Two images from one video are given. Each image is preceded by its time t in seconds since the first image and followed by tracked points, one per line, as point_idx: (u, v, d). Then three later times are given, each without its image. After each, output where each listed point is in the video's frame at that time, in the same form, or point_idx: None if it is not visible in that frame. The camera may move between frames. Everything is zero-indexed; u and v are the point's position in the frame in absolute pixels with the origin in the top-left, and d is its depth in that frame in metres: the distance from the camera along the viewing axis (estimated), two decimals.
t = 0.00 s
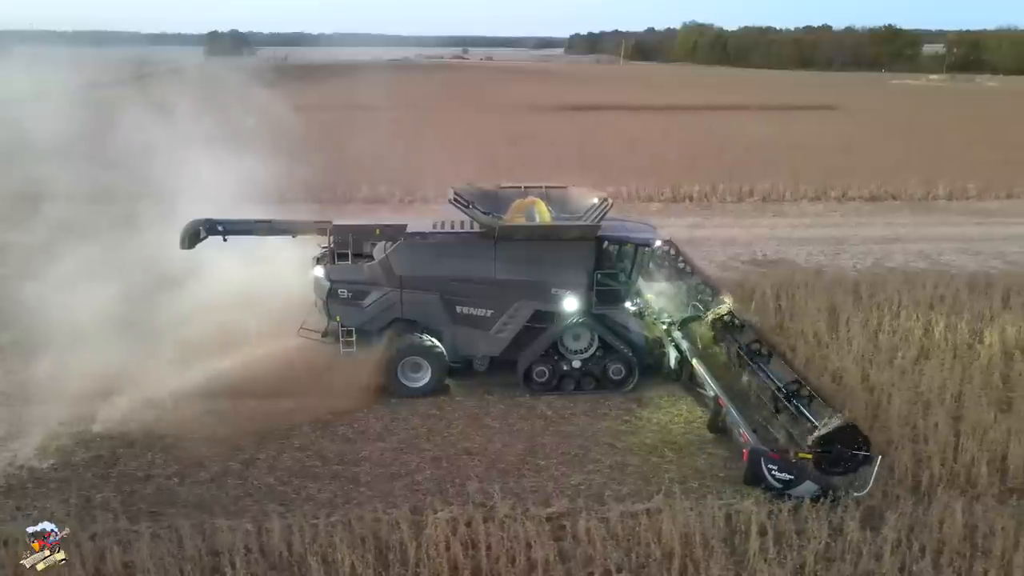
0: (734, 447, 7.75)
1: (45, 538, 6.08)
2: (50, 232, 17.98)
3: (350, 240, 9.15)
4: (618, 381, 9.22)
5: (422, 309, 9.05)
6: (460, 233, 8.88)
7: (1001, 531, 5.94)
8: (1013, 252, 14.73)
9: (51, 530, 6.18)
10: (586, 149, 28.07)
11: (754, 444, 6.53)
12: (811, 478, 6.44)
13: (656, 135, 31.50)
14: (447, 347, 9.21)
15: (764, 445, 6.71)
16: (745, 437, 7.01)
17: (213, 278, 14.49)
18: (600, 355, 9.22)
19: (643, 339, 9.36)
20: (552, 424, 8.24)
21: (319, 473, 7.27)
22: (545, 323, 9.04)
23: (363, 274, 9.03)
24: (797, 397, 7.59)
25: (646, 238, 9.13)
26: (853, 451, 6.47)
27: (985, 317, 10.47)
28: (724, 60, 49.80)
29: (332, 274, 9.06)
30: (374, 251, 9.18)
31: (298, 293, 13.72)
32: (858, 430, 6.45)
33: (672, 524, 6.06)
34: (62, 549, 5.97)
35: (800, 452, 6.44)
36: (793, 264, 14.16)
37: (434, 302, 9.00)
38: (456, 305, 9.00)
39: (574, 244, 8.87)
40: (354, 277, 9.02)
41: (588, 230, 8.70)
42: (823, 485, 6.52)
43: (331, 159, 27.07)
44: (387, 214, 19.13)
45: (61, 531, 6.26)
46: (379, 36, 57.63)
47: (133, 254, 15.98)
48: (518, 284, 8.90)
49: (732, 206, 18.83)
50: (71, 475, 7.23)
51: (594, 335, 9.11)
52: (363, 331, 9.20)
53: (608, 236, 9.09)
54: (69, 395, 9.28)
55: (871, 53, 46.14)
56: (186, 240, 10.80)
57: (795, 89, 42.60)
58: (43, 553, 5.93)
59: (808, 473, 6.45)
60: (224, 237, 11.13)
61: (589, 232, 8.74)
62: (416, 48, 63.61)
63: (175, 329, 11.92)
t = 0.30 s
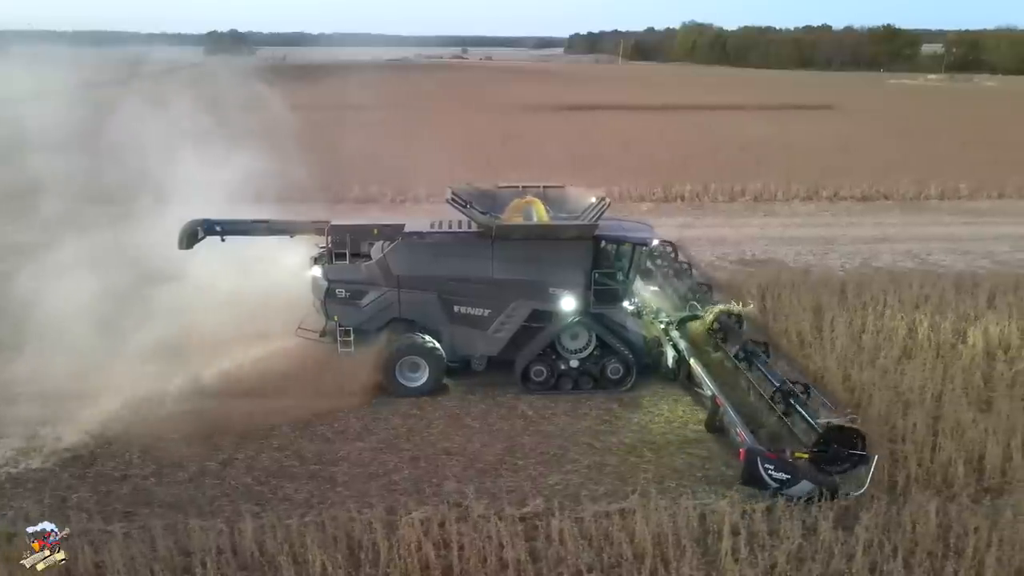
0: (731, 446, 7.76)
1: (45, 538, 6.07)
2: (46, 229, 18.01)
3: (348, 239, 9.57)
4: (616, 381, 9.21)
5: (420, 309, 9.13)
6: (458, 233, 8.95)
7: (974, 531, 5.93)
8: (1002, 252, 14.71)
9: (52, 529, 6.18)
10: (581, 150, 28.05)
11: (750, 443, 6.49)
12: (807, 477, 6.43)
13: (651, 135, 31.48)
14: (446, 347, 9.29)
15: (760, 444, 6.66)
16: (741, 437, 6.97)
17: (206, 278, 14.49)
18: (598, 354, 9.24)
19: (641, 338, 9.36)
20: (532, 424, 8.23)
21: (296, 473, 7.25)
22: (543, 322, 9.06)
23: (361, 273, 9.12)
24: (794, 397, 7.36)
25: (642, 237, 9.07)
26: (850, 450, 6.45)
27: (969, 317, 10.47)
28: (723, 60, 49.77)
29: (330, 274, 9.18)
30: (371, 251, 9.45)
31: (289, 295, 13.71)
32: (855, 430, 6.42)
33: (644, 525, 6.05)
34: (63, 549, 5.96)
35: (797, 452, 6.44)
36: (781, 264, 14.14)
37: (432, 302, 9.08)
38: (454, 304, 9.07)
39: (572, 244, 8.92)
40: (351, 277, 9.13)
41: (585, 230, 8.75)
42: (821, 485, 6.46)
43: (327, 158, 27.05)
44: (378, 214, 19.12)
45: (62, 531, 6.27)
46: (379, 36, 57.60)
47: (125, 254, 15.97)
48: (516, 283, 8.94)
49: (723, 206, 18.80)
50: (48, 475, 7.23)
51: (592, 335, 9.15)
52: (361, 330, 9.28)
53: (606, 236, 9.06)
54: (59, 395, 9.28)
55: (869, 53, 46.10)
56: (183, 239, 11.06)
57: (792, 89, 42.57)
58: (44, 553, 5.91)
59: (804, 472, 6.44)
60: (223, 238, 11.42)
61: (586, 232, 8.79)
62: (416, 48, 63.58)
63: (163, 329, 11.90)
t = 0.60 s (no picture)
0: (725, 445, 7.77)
1: (44, 538, 6.08)
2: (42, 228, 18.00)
3: (344, 239, 9.17)
4: (611, 380, 9.22)
5: (416, 309, 9.14)
6: (454, 233, 8.96)
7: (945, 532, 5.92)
8: (990, 253, 14.69)
9: (51, 529, 6.20)
10: (574, 150, 28.02)
11: (744, 443, 6.54)
12: (801, 476, 6.45)
13: (645, 135, 31.43)
14: (441, 347, 9.28)
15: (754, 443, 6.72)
16: (735, 437, 7.01)
17: (195, 278, 14.46)
18: (594, 354, 9.24)
19: (636, 338, 9.40)
20: (510, 424, 8.23)
21: (271, 473, 7.24)
22: (539, 322, 9.12)
23: (356, 273, 9.12)
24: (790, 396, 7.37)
25: (638, 237, 9.13)
26: (844, 450, 6.44)
27: (952, 317, 10.46)
28: (722, 59, 49.73)
29: (325, 274, 9.16)
30: (368, 251, 9.20)
31: (277, 295, 13.67)
32: (848, 428, 6.42)
33: (614, 526, 6.03)
34: (63, 550, 5.97)
35: (790, 451, 6.44)
36: (768, 264, 14.12)
37: (428, 302, 9.09)
38: (450, 304, 9.08)
39: (567, 244, 8.95)
40: (346, 276, 9.14)
41: (581, 230, 8.80)
42: (815, 484, 6.48)
43: (321, 156, 27.01)
44: (368, 214, 19.10)
45: (61, 531, 6.27)
46: (379, 37, 57.55)
47: (115, 255, 15.93)
48: (512, 282, 8.96)
49: (714, 206, 18.76)
50: (21, 476, 7.22)
51: (587, 335, 9.16)
52: (356, 330, 9.30)
53: (602, 236, 9.08)
54: (48, 396, 9.28)
55: (868, 53, 46.08)
56: (179, 239, 10.92)
57: (789, 89, 42.50)
58: (43, 553, 5.93)
59: (799, 472, 6.45)
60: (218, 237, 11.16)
61: (582, 231, 8.84)
62: (417, 48, 63.52)
63: (149, 330, 11.87)
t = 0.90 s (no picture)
0: (718, 445, 7.75)
1: (46, 538, 6.04)
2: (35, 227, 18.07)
3: (337, 239, 9.18)
4: (605, 380, 9.19)
5: (409, 309, 9.14)
6: (447, 233, 8.96)
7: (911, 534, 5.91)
8: (977, 253, 14.67)
9: (52, 530, 6.15)
10: (567, 150, 28.01)
11: (735, 443, 6.54)
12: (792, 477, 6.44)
13: (639, 134, 31.41)
14: (434, 347, 9.27)
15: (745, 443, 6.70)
16: (727, 436, 6.99)
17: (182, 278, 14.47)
18: (588, 354, 9.21)
19: (629, 338, 9.41)
20: (486, 424, 8.23)
21: (244, 474, 7.24)
22: (532, 322, 9.10)
23: (350, 273, 9.13)
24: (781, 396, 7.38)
25: (632, 236, 9.25)
26: (834, 450, 6.45)
27: (932, 317, 10.47)
28: (721, 59, 49.70)
29: (319, 273, 9.18)
30: (361, 251, 9.24)
31: (264, 295, 13.68)
32: (839, 428, 6.43)
33: (581, 528, 6.01)
34: (64, 549, 5.93)
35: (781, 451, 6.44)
36: (755, 264, 14.10)
37: (421, 302, 9.09)
38: (443, 304, 9.07)
39: (561, 244, 8.95)
40: (340, 276, 9.14)
41: (575, 229, 8.78)
42: (805, 484, 6.51)
43: (314, 156, 26.99)
44: (357, 214, 19.09)
45: (61, 532, 6.24)
46: (377, 36, 57.44)
47: (104, 255, 15.94)
48: (505, 282, 8.97)
49: (703, 206, 18.75)
50: None
51: (581, 335, 9.15)
52: (350, 330, 9.32)
53: (595, 236, 9.15)
54: (32, 395, 9.31)
55: (866, 52, 46.03)
56: (173, 239, 11.06)
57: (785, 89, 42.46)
58: (44, 553, 5.89)
59: (789, 472, 6.45)
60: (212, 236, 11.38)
61: (576, 231, 8.84)
62: (416, 48, 63.40)
63: (133, 329, 11.88)
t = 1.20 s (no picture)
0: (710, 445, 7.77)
1: (44, 538, 6.05)
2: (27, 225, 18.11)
3: (330, 240, 9.20)
4: (598, 381, 9.18)
5: (401, 309, 9.14)
6: (439, 233, 8.97)
7: (876, 535, 5.91)
8: (964, 253, 14.64)
9: (51, 530, 6.16)
10: (560, 150, 27.98)
11: (726, 442, 6.52)
12: (783, 476, 6.40)
13: (634, 134, 31.37)
14: (427, 347, 9.27)
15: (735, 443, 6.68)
16: (717, 436, 6.98)
17: (171, 278, 14.47)
18: (580, 354, 9.22)
19: (623, 338, 9.40)
20: (461, 425, 8.23)
21: (215, 474, 7.23)
22: (524, 322, 9.10)
23: (342, 274, 9.15)
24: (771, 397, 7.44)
25: (624, 237, 9.20)
26: (825, 450, 6.40)
27: (912, 317, 10.47)
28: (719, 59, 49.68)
29: (311, 274, 9.21)
30: (353, 251, 9.28)
31: (252, 295, 13.69)
32: (829, 429, 6.38)
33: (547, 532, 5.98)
34: (64, 550, 5.95)
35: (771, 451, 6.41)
36: (740, 264, 14.08)
37: (413, 302, 9.09)
38: (435, 304, 9.07)
39: (553, 244, 8.96)
40: (332, 277, 9.18)
41: (568, 229, 8.84)
42: (797, 485, 6.44)
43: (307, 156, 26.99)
44: (345, 214, 19.08)
45: (61, 531, 6.24)
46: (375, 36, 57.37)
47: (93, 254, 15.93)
48: (497, 282, 8.97)
49: (693, 205, 18.72)
50: None
51: (573, 335, 9.17)
52: (343, 330, 9.34)
53: (588, 236, 9.12)
54: (15, 395, 9.32)
55: (865, 52, 46.11)
56: (165, 239, 10.87)
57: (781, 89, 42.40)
58: (44, 553, 5.90)
59: (780, 471, 6.41)
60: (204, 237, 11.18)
61: (569, 231, 8.87)
62: (416, 48, 63.32)
63: (115, 330, 11.86)
